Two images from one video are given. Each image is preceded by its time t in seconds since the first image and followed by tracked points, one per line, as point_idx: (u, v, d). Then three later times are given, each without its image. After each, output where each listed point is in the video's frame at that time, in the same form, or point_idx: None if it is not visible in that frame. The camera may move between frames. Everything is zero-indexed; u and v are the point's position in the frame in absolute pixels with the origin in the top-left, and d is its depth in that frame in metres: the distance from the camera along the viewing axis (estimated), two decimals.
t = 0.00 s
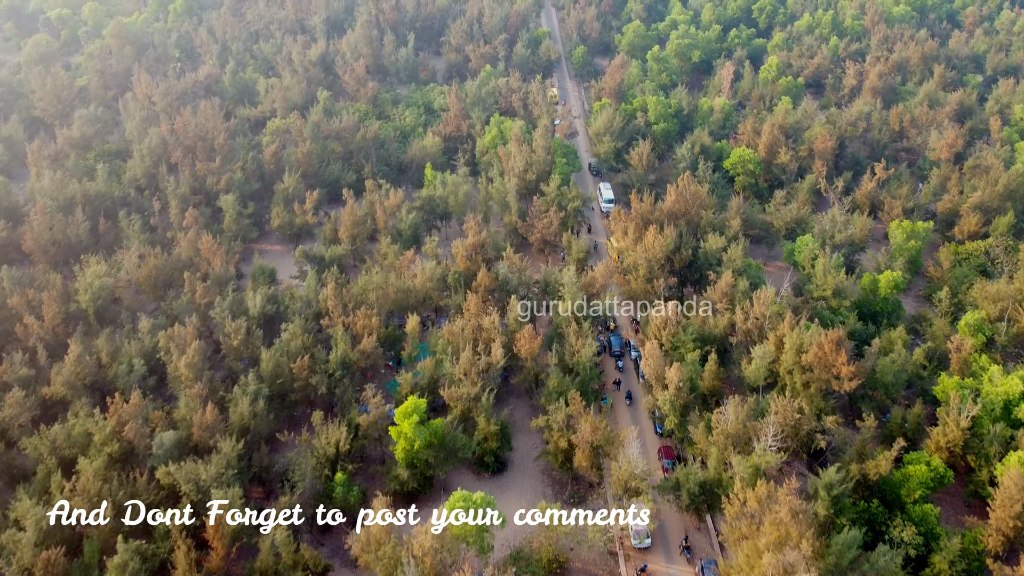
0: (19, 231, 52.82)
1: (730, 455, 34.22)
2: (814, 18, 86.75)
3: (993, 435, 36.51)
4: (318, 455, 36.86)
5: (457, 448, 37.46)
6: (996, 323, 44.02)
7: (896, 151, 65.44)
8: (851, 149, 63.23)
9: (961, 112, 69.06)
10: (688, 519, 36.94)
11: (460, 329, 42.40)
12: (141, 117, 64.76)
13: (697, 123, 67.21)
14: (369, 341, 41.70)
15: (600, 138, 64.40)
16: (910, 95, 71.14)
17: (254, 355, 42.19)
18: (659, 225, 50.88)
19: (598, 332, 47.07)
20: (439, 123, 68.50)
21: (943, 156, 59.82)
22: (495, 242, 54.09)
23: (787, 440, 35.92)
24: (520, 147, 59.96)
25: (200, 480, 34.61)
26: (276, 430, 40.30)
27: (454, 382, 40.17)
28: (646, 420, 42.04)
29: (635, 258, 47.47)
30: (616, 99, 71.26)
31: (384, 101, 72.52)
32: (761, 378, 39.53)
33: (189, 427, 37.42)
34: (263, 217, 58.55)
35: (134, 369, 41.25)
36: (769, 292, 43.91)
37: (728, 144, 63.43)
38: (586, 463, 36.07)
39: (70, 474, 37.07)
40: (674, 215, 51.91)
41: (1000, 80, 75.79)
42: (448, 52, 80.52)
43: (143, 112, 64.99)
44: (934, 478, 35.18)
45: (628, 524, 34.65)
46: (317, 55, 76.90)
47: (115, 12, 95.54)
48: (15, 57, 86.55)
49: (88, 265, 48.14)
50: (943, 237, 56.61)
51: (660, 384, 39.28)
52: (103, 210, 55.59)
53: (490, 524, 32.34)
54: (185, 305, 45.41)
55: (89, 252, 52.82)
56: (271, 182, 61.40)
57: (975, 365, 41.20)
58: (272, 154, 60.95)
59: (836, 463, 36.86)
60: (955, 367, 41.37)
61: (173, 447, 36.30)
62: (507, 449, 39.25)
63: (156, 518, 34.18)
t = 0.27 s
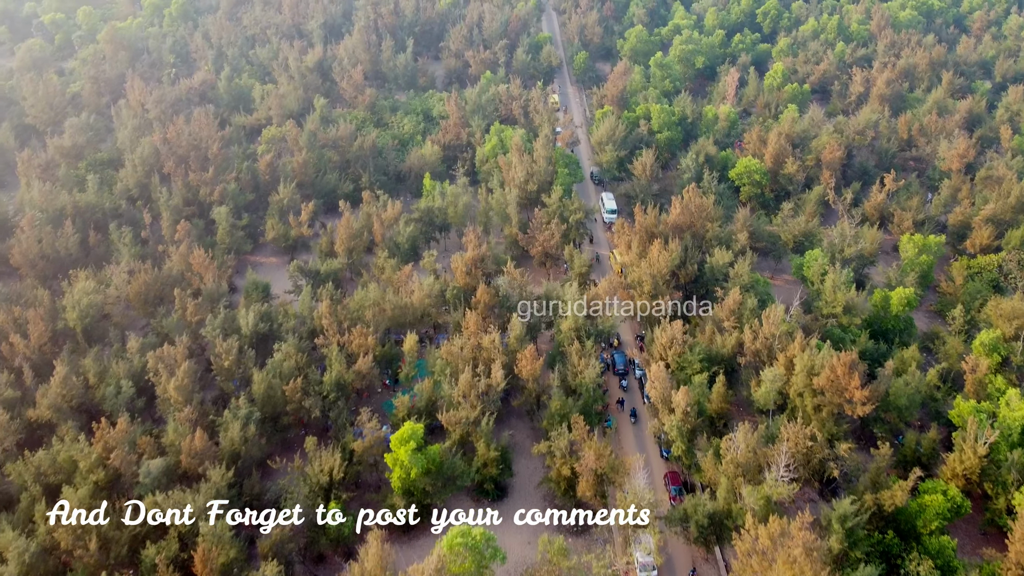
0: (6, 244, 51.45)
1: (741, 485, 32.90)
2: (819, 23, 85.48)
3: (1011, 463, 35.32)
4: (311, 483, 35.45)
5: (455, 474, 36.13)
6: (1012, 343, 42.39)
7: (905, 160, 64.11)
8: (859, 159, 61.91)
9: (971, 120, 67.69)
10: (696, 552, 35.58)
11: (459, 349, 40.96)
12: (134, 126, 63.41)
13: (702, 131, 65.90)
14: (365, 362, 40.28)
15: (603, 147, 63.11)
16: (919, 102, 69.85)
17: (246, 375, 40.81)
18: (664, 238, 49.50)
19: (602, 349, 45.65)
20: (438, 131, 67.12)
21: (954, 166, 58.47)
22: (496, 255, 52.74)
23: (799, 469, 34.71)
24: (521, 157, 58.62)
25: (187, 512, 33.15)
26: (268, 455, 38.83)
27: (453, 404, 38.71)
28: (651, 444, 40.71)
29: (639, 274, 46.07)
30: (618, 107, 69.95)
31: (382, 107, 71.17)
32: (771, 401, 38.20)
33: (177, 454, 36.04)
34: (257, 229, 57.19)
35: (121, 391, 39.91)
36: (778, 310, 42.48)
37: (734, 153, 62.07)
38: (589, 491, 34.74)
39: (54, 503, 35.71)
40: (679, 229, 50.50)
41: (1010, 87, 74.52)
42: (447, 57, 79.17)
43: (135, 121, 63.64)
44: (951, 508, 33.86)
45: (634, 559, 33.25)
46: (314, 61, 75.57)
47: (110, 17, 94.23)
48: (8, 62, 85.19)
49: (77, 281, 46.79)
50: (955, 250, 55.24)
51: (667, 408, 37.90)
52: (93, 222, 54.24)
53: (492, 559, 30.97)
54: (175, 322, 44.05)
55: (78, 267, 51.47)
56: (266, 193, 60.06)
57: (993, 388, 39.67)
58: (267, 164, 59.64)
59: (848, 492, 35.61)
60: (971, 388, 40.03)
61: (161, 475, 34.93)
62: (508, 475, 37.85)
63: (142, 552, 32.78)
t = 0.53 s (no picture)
0: None
1: (754, 524, 31.34)
2: (825, 28, 83.96)
3: None
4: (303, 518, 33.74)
5: (454, 507, 34.58)
6: None
7: (916, 171, 62.51)
8: (868, 171, 60.33)
9: (982, 129, 66.08)
10: None
11: (457, 374, 39.30)
12: (125, 136, 61.78)
13: (707, 141, 64.31)
14: (359, 387, 38.67)
15: (605, 158, 61.57)
16: (928, 111, 68.33)
17: (235, 401, 39.23)
18: (670, 255, 47.89)
19: (605, 372, 44.01)
20: (437, 141, 65.55)
21: (967, 179, 56.90)
22: (496, 271, 51.14)
23: (814, 506, 33.14)
24: (522, 169, 57.06)
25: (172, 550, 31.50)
26: (258, 485, 37.16)
27: (451, 433, 37.07)
28: (658, 474, 39.17)
29: (645, 293, 44.41)
30: (621, 116, 68.40)
31: (380, 116, 69.61)
32: (783, 430, 36.60)
33: (163, 487, 34.45)
34: (251, 243, 55.61)
35: (106, 419, 38.35)
36: (789, 332, 40.86)
37: (740, 164, 60.50)
38: (594, 527, 33.22)
39: (34, 539, 34.13)
40: (685, 245, 48.82)
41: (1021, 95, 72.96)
42: (446, 64, 77.59)
43: (126, 131, 62.09)
44: (972, 546, 32.29)
45: None
46: (310, 68, 73.99)
47: (104, 22, 92.71)
48: None
49: (62, 301, 45.21)
50: (969, 266, 53.62)
51: (675, 438, 36.33)
52: (81, 237, 52.67)
53: None
54: (164, 345, 42.47)
55: (65, 284, 49.86)
56: (260, 206, 58.51)
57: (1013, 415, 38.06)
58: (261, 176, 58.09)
59: (864, 528, 34.06)
60: (990, 415, 38.40)
61: (145, 510, 33.34)
62: (508, 508, 36.39)
63: None
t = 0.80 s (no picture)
0: None
1: (768, 567, 29.80)
2: (831, 34, 82.46)
3: None
4: (294, 556, 31.97)
5: (452, 545, 32.93)
6: None
7: (926, 183, 60.93)
8: (878, 183, 58.76)
9: (994, 139, 64.44)
10: None
11: (456, 401, 37.58)
12: (115, 147, 60.13)
13: (712, 151, 62.71)
14: (353, 416, 37.04)
15: (608, 170, 59.98)
16: (939, 121, 66.78)
17: (225, 430, 37.65)
18: (676, 273, 46.28)
19: (610, 396, 42.47)
20: (436, 151, 63.96)
21: (981, 192, 55.36)
22: (496, 288, 49.52)
23: (830, 545, 31.56)
24: (522, 181, 55.48)
25: None
26: (247, 518, 35.50)
27: (449, 464, 35.48)
28: (665, 506, 37.69)
29: (651, 314, 42.74)
30: (624, 125, 66.85)
31: (377, 125, 68.04)
32: (796, 462, 35.02)
33: (147, 524, 32.88)
34: (244, 258, 54.02)
35: (90, 449, 36.77)
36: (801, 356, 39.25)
37: (747, 176, 58.90)
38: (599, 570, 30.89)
39: None
40: (692, 262, 47.17)
41: None
42: (446, 71, 75.98)
43: (117, 142, 60.49)
44: None
45: None
46: (306, 76, 72.39)
47: (98, 27, 91.15)
48: None
49: (47, 322, 43.61)
50: (983, 282, 52.02)
51: (684, 471, 34.78)
52: (68, 253, 51.06)
53: None
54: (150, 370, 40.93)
55: (51, 302, 48.25)
56: (253, 220, 56.94)
57: None
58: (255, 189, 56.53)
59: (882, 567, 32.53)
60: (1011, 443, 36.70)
61: (128, 549, 31.76)
62: (509, 545, 35.06)
63: None
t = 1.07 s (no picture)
0: None
1: None
2: (837, 40, 81.17)
3: None
4: None
5: None
6: None
7: (936, 194, 59.56)
8: (887, 194, 57.41)
9: (1005, 148, 63.03)
10: None
11: (454, 426, 36.12)
12: (107, 157, 58.75)
13: (717, 161, 61.33)
14: (347, 442, 35.68)
15: (611, 180, 58.61)
16: (948, 129, 65.46)
17: (214, 456, 36.31)
18: (682, 289, 44.87)
19: (614, 419, 40.99)
20: (434, 160, 62.60)
21: (993, 204, 54.03)
22: (496, 304, 48.14)
23: None
24: (523, 193, 54.13)
25: None
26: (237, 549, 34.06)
27: (447, 493, 34.10)
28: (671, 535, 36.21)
29: (656, 333, 41.22)
30: (627, 133, 65.50)
31: (375, 133, 66.67)
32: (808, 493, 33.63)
33: (132, 557, 31.56)
34: (237, 272, 52.68)
35: (74, 476, 35.42)
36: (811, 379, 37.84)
37: (753, 187, 57.50)
38: None
39: None
40: (699, 278, 45.67)
41: None
42: (445, 77, 74.60)
43: (108, 152, 59.15)
44: None
45: None
46: (303, 82, 71.04)
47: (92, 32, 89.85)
48: None
49: (32, 341, 42.25)
50: (996, 298, 50.61)
51: (692, 502, 33.37)
52: (56, 268, 49.69)
53: None
54: (138, 392, 39.61)
55: (39, 319, 46.90)
56: (247, 233, 55.59)
57: None
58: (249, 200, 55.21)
59: None
60: None
61: None
62: None
63: None
